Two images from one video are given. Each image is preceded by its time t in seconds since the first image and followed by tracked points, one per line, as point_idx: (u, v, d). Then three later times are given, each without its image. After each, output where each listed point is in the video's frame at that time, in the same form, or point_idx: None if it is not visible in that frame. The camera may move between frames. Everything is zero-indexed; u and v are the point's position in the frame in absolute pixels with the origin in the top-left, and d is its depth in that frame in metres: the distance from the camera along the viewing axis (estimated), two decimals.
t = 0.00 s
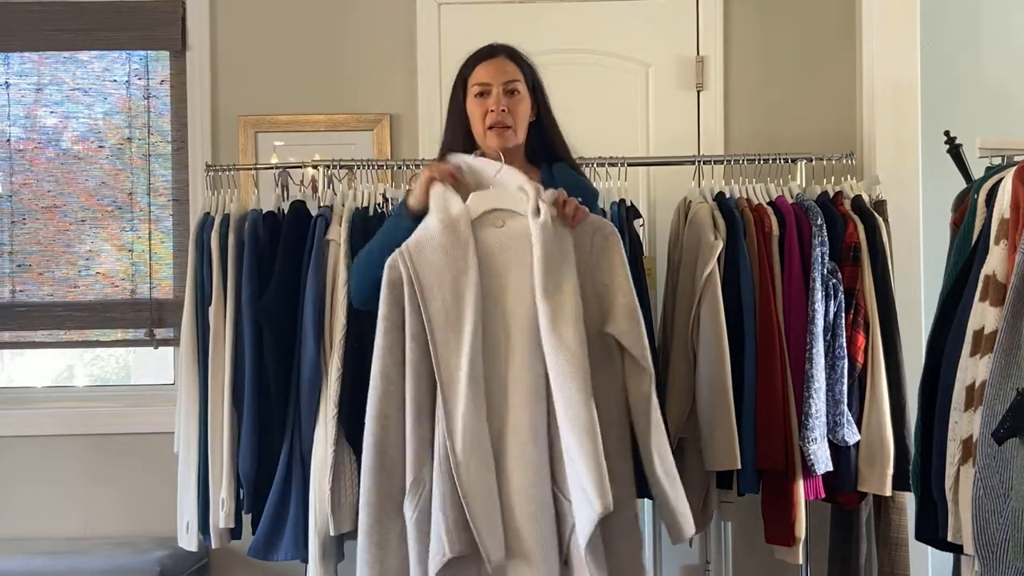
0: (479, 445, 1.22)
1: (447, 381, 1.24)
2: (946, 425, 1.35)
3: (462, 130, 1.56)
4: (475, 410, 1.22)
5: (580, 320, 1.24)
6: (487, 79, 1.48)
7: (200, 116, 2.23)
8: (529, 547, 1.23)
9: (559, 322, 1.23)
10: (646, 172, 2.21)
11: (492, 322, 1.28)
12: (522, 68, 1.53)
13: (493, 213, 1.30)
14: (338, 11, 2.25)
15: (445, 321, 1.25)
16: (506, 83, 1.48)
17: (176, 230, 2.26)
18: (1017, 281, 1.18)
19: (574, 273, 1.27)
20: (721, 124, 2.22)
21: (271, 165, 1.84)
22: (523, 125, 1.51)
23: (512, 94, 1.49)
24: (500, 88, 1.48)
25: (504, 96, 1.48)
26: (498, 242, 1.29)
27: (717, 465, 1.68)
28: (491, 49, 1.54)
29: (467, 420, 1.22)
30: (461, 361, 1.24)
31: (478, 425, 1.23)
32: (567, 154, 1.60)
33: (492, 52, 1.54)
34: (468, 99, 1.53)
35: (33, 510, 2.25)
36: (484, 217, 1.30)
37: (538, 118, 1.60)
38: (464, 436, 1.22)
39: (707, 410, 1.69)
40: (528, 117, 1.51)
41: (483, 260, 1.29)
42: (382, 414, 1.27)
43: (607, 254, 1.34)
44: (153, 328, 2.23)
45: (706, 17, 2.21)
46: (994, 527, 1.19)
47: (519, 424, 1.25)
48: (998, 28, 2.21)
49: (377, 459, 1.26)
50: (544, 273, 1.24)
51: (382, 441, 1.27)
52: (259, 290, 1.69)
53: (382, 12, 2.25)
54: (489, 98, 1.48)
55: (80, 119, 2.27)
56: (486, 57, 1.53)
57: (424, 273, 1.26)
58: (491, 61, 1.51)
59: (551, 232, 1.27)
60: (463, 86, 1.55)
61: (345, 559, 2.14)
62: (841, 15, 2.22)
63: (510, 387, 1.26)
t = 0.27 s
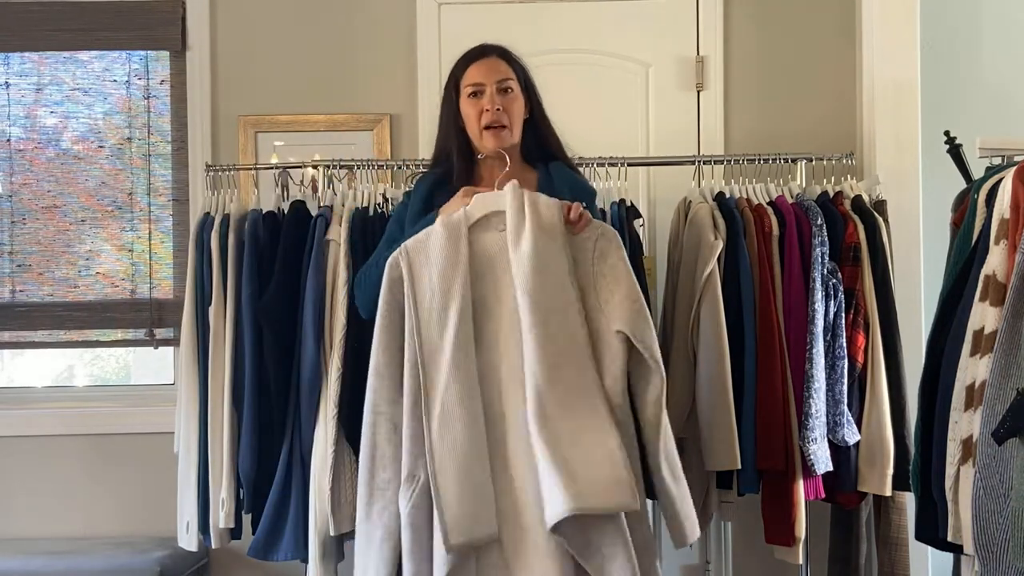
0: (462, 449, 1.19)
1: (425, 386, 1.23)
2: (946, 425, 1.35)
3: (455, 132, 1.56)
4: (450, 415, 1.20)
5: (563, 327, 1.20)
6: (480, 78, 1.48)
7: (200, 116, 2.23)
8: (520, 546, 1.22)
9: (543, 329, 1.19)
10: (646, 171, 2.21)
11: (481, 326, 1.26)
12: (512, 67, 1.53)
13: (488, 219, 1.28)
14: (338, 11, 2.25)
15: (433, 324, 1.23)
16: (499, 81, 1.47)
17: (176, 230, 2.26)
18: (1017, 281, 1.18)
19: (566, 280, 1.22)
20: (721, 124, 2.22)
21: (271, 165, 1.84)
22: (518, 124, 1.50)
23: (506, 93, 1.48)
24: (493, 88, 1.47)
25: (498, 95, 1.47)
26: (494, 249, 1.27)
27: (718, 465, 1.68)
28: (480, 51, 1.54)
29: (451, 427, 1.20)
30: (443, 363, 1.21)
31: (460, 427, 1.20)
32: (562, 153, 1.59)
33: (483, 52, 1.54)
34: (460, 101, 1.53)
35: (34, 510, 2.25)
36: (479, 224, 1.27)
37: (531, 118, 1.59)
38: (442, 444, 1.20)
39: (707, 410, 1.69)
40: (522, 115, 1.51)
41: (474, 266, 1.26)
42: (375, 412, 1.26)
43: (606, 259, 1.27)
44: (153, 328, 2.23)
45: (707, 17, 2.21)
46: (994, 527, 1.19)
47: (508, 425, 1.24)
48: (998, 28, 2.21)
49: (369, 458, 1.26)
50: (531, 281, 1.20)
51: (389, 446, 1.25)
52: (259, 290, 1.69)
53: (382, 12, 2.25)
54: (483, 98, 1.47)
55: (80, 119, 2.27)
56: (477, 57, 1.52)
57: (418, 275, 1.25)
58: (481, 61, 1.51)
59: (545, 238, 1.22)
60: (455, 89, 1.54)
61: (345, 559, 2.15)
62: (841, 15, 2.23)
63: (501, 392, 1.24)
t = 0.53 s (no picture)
0: (473, 402, 1.20)
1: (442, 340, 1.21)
2: (946, 425, 1.35)
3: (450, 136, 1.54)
4: (466, 362, 1.20)
5: (575, 304, 1.20)
6: (472, 82, 1.47)
7: (200, 116, 2.23)
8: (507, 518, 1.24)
9: (554, 297, 1.19)
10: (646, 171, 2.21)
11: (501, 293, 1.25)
12: (504, 69, 1.53)
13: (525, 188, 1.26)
14: (338, 11, 2.25)
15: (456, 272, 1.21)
16: (491, 85, 1.47)
17: (176, 230, 2.26)
18: (1017, 281, 1.18)
19: (591, 263, 1.21)
20: (721, 124, 2.22)
21: (271, 165, 1.84)
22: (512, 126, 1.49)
23: (499, 96, 1.47)
24: (486, 92, 1.46)
25: (491, 98, 1.46)
26: (525, 217, 1.26)
27: (717, 465, 1.67)
28: (474, 54, 1.53)
29: (466, 380, 1.20)
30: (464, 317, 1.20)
31: (473, 381, 1.20)
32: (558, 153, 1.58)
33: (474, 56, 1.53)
34: (453, 104, 1.52)
35: (34, 511, 2.25)
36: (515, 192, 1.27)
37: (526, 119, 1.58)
38: (457, 388, 1.20)
39: (707, 410, 1.69)
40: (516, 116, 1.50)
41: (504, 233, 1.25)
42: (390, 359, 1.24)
43: (633, 254, 1.25)
44: (153, 328, 2.23)
45: (707, 16, 2.21)
46: (993, 527, 1.19)
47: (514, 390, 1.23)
48: (998, 28, 2.20)
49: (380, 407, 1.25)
50: (556, 257, 1.19)
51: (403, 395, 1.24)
52: (259, 290, 1.69)
53: (382, 12, 2.25)
54: (476, 102, 1.47)
55: (80, 119, 2.27)
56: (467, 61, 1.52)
57: (446, 225, 1.23)
58: (474, 65, 1.50)
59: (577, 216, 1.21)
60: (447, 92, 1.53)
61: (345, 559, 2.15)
62: (841, 14, 2.23)
63: (518, 358, 1.23)
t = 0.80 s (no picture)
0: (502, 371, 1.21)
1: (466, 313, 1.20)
2: (946, 425, 1.35)
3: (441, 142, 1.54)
4: (491, 338, 1.20)
5: (597, 268, 1.21)
6: (463, 90, 1.47)
7: (200, 116, 2.23)
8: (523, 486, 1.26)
9: (579, 262, 1.19)
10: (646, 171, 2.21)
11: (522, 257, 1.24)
12: (495, 74, 1.52)
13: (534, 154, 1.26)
14: (338, 11, 2.25)
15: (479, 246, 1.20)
16: (482, 91, 1.47)
17: (176, 230, 2.26)
18: (1017, 281, 1.18)
19: (607, 226, 1.23)
20: (721, 123, 2.22)
21: (271, 165, 1.84)
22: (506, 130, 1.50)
23: (491, 102, 1.47)
24: (476, 100, 1.46)
25: (483, 104, 1.46)
26: (538, 183, 1.26)
27: (717, 466, 1.67)
28: (465, 60, 1.52)
29: (493, 350, 1.20)
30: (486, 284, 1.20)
31: (497, 353, 1.21)
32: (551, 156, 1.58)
33: (464, 60, 1.52)
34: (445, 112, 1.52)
35: (33, 511, 2.25)
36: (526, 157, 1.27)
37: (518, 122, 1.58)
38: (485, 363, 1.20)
39: (707, 410, 1.69)
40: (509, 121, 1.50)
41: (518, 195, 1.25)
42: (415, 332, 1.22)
43: (646, 214, 1.28)
44: (153, 328, 2.23)
45: (707, 16, 2.21)
46: (993, 527, 1.19)
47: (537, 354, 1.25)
48: (998, 28, 2.20)
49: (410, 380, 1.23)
50: (574, 220, 1.20)
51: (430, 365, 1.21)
52: (259, 290, 1.69)
53: (382, 12, 2.25)
54: (468, 110, 1.47)
55: (80, 119, 2.27)
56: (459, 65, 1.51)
57: (462, 198, 1.22)
58: (464, 72, 1.49)
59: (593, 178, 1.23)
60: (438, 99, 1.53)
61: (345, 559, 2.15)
62: (842, 14, 2.23)
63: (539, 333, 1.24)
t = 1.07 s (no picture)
0: (501, 389, 1.25)
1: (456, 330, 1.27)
2: (946, 425, 1.35)
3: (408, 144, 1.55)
4: (484, 353, 1.26)
5: (580, 271, 1.27)
6: (429, 91, 1.48)
7: (200, 116, 2.23)
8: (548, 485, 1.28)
9: (559, 274, 1.26)
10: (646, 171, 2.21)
11: (506, 273, 1.31)
12: (462, 75, 1.53)
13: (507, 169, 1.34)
14: (338, 11, 2.25)
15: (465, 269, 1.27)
16: (449, 92, 1.48)
17: (176, 230, 2.26)
18: (1017, 281, 1.18)
19: (585, 229, 1.29)
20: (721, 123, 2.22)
21: (271, 165, 1.84)
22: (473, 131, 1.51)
23: (457, 103, 1.49)
24: (443, 101, 1.48)
25: (449, 105, 1.48)
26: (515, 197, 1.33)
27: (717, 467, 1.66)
28: (430, 62, 1.53)
29: (488, 362, 1.26)
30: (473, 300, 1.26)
31: (494, 363, 1.26)
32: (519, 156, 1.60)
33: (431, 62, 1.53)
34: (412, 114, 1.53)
35: (33, 510, 2.25)
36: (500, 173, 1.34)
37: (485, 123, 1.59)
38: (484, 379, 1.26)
39: (707, 411, 1.68)
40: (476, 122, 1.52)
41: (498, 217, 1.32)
42: (419, 354, 1.26)
43: (623, 210, 1.33)
44: (152, 328, 2.23)
45: (707, 16, 2.21)
46: (994, 528, 1.19)
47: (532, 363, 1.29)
48: (999, 28, 2.20)
49: (423, 401, 1.24)
50: (549, 231, 1.27)
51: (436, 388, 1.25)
52: (259, 290, 1.69)
53: (382, 12, 2.25)
54: (435, 111, 1.48)
55: (80, 119, 2.27)
56: (425, 67, 1.52)
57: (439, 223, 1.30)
58: (430, 73, 1.50)
59: (564, 185, 1.30)
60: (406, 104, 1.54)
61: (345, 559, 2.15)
62: (842, 14, 2.23)
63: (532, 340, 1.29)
